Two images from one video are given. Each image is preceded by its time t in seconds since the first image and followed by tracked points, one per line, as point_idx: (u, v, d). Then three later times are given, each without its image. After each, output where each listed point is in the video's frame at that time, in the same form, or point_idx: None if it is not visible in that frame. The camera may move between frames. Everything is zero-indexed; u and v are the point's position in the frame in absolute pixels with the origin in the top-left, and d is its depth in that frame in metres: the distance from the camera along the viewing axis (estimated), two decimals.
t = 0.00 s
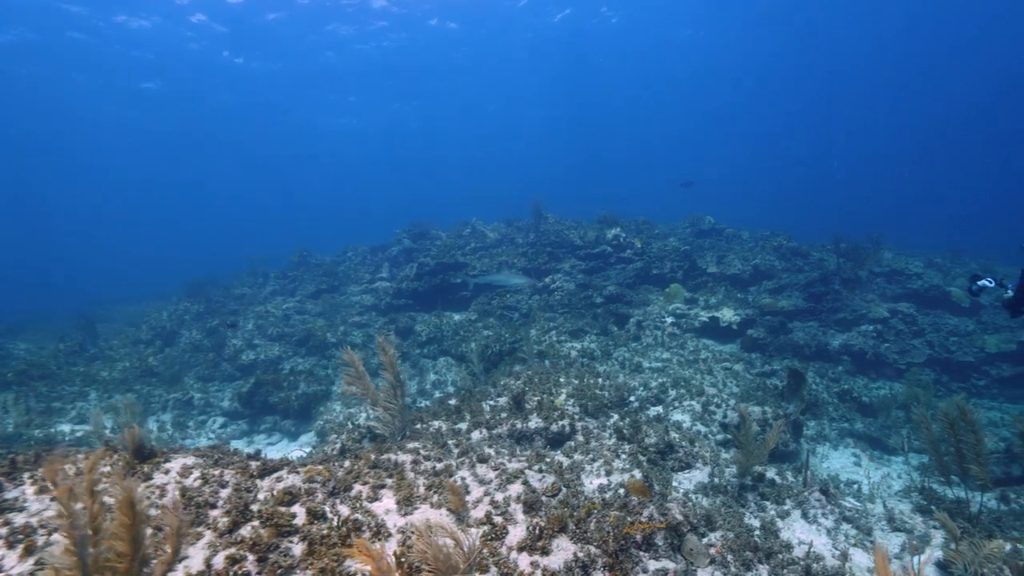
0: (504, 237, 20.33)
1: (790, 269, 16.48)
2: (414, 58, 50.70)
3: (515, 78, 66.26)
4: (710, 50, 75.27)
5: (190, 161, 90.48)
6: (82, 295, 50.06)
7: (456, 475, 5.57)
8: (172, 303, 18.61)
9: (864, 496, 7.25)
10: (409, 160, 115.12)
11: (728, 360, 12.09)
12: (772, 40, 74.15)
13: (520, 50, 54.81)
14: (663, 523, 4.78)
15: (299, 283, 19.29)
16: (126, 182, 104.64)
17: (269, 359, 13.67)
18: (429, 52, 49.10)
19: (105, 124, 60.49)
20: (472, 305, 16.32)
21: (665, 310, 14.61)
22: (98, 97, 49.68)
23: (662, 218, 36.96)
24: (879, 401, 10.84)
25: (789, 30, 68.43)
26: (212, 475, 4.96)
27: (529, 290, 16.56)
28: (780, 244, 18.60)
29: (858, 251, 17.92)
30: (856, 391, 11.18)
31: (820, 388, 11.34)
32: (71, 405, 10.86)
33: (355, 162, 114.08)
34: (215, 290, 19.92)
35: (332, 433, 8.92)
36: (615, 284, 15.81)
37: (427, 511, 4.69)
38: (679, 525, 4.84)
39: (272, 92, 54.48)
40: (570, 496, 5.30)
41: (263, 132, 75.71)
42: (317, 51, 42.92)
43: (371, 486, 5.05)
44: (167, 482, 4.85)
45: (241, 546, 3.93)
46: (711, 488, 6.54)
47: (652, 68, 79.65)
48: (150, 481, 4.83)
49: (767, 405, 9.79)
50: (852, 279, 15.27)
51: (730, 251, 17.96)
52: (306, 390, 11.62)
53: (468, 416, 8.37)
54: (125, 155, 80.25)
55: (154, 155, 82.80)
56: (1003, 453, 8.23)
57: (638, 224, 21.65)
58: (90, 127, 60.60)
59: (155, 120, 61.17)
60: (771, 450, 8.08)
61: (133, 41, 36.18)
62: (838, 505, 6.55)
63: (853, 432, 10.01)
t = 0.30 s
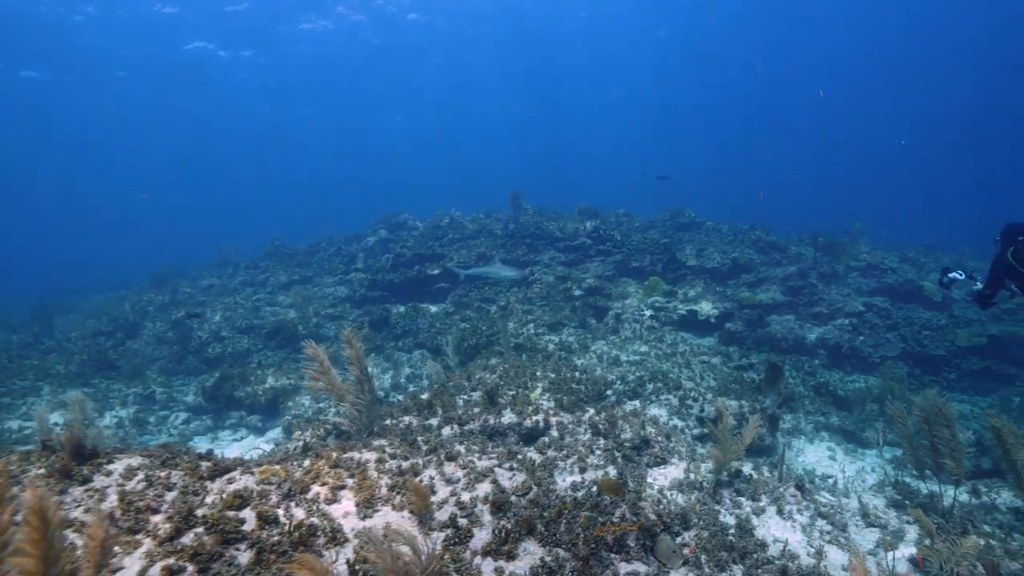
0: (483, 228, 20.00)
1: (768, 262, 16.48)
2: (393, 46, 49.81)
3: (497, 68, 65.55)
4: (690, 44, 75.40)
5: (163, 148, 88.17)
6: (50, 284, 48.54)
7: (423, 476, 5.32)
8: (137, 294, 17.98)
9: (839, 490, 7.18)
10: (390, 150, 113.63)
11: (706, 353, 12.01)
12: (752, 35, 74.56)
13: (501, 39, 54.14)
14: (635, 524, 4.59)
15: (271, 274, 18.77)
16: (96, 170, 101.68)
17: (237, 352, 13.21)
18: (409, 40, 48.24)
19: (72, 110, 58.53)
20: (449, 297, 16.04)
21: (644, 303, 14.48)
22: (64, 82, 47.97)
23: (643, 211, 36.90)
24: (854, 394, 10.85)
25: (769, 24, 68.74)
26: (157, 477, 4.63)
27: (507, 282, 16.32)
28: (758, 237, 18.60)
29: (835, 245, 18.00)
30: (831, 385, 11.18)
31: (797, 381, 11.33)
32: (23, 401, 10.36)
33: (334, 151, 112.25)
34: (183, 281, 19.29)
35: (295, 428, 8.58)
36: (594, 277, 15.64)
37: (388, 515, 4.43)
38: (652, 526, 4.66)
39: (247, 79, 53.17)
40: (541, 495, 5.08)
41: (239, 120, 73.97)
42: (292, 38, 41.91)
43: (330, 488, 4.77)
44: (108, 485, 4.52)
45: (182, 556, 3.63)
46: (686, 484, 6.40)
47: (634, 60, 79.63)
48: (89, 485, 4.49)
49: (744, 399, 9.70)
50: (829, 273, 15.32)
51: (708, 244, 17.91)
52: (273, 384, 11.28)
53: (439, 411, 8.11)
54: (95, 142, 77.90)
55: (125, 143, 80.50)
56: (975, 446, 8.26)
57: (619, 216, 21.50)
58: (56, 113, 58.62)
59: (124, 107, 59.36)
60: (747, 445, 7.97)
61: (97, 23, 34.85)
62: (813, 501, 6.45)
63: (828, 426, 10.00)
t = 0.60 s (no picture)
0: (461, 215, 19.63)
1: (745, 253, 16.45)
2: (371, 30, 48.74)
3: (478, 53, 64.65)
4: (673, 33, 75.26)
5: (134, 130, 85.47)
6: (15, 267, 46.91)
7: (383, 472, 5.05)
8: (98, 279, 17.26)
9: (811, 482, 7.12)
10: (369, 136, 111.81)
11: (682, 343, 11.92)
12: (734, 25, 74.67)
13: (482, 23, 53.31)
14: (604, 522, 4.41)
15: (240, 261, 18.20)
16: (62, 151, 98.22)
17: (202, 340, 12.74)
18: (387, 23, 47.21)
19: (35, 88, 56.21)
20: (425, 286, 15.75)
21: (622, 293, 14.33)
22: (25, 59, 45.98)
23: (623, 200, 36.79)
24: (828, 385, 10.87)
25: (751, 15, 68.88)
26: (92, 475, 4.29)
27: (484, 270, 16.07)
28: (737, 228, 18.58)
29: (812, 236, 18.04)
30: (805, 375, 11.17)
31: (771, 372, 11.30)
32: None
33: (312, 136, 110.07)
34: (148, 266, 18.60)
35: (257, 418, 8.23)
36: (571, 266, 15.45)
37: (342, 514, 4.17)
38: (622, 524, 4.49)
39: (219, 60, 51.55)
40: (507, 491, 4.87)
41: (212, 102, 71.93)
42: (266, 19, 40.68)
43: (282, 485, 4.49)
44: (36, 483, 4.16)
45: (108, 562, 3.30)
46: (658, 478, 6.25)
47: (616, 48, 79.27)
48: (14, 483, 4.12)
49: (718, 390, 9.60)
50: (805, 264, 15.34)
51: (687, 234, 17.83)
52: (237, 373, 10.89)
53: (408, 403, 7.83)
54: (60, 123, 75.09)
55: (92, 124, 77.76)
56: (944, 436, 8.30)
57: (598, 205, 21.29)
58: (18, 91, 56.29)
59: (91, 86, 57.22)
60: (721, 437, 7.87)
61: None
62: (786, 493, 6.36)
63: (801, 416, 9.98)
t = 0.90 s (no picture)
0: (438, 199, 19.26)
1: (723, 243, 16.42)
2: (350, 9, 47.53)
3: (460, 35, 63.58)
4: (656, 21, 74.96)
5: (104, 107, 82.82)
6: None
7: (341, 466, 4.80)
8: (57, 260, 16.54)
9: (782, 474, 7.07)
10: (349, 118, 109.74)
11: (658, 333, 11.83)
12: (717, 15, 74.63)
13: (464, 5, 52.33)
14: (569, 518, 4.24)
15: (208, 244, 17.61)
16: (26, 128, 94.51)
17: (164, 323, 12.27)
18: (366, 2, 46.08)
19: None
20: (400, 271, 15.49)
21: (599, 281, 14.17)
22: None
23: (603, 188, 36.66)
24: (801, 375, 10.89)
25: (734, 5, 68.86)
26: (18, 470, 3.96)
27: (460, 257, 15.80)
28: (716, 217, 18.54)
29: (790, 227, 18.08)
30: (779, 365, 11.17)
31: (746, 363, 11.28)
32: None
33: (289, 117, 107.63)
34: (111, 247, 17.89)
35: (216, 406, 7.91)
36: (549, 253, 15.24)
37: (291, 512, 3.91)
38: (588, 520, 4.32)
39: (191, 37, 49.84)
40: (469, 487, 4.67)
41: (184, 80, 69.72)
42: None
43: (228, 481, 4.21)
44: None
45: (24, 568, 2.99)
46: (629, 471, 6.12)
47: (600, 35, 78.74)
48: None
49: (693, 380, 9.50)
50: (782, 255, 15.35)
51: (665, 223, 17.72)
52: (200, 359, 10.50)
53: (375, 391, 7.58)
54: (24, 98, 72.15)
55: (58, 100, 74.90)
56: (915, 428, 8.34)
57: (578, 191, 21.06)
58: None
59: (56, 60, 54.99)
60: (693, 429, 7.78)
61: None
62: (757, 487, 6.28)
63: (774, 407, 9.97)
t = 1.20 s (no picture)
0: (414, 184, 18.89)
1: (701, 234, 16.35)
2: None
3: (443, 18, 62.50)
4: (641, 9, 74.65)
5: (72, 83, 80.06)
6: None
7: (292, 462, 4.56)
8: (13, 240, 15.81)
9: (752, 468, 7.03)
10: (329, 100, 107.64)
11: (633, 324, 11.72)
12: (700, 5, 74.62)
13: None
14: (530, 517, 4.07)
15: (175, 226, 17.03)
16: None
17: (124, 307, 11.78)
18: None
19: None
20: (373, 257, 15.30)
21: (576, 271, 14.00)
22: None
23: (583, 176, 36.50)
24: (774, 368, 10.91)
25: None
26: None
27: (435, 243, 15.52)
28: (694, 208, 18.48)
29: (767, 219, 18.11)
30: (752, 358, 11.15)
31: (720, 354, 11.24)
32: None
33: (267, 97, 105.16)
34: (71, 228, 17.17)
35: (172, 395, 7.58)
36: (526, 241, 15.01)
37: (231, 512, 3.66)
38: (551, 521, 4.17)
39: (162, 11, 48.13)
40: (428, 484, 4.48)
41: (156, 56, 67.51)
42: None
43: (167, 477, 3.92)
44: None
45: None
46: (597, 466, 6.01)
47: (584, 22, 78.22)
48: None
49: (666, 372, 9.39)
50: (759, 247, 15.33)
51: (644, 213, 17.59)
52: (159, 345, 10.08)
53: (339, 381, 7.32)
54: None
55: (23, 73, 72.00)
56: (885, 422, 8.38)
57: (557, 179, 20.82)
58: None
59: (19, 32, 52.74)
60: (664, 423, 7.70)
61: None
62: (725, 482, 6.21)
63: (746, 399, 9.96)
